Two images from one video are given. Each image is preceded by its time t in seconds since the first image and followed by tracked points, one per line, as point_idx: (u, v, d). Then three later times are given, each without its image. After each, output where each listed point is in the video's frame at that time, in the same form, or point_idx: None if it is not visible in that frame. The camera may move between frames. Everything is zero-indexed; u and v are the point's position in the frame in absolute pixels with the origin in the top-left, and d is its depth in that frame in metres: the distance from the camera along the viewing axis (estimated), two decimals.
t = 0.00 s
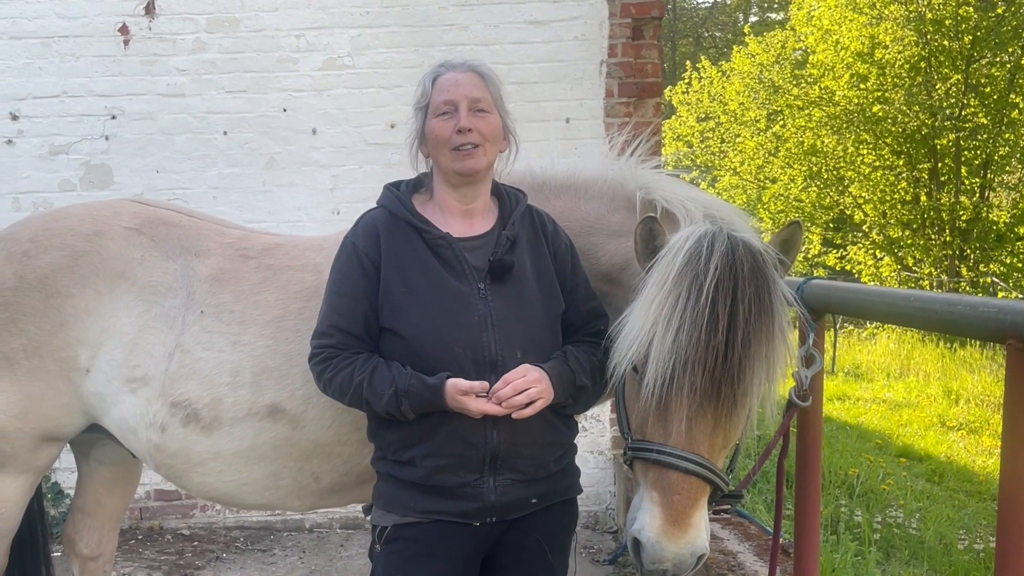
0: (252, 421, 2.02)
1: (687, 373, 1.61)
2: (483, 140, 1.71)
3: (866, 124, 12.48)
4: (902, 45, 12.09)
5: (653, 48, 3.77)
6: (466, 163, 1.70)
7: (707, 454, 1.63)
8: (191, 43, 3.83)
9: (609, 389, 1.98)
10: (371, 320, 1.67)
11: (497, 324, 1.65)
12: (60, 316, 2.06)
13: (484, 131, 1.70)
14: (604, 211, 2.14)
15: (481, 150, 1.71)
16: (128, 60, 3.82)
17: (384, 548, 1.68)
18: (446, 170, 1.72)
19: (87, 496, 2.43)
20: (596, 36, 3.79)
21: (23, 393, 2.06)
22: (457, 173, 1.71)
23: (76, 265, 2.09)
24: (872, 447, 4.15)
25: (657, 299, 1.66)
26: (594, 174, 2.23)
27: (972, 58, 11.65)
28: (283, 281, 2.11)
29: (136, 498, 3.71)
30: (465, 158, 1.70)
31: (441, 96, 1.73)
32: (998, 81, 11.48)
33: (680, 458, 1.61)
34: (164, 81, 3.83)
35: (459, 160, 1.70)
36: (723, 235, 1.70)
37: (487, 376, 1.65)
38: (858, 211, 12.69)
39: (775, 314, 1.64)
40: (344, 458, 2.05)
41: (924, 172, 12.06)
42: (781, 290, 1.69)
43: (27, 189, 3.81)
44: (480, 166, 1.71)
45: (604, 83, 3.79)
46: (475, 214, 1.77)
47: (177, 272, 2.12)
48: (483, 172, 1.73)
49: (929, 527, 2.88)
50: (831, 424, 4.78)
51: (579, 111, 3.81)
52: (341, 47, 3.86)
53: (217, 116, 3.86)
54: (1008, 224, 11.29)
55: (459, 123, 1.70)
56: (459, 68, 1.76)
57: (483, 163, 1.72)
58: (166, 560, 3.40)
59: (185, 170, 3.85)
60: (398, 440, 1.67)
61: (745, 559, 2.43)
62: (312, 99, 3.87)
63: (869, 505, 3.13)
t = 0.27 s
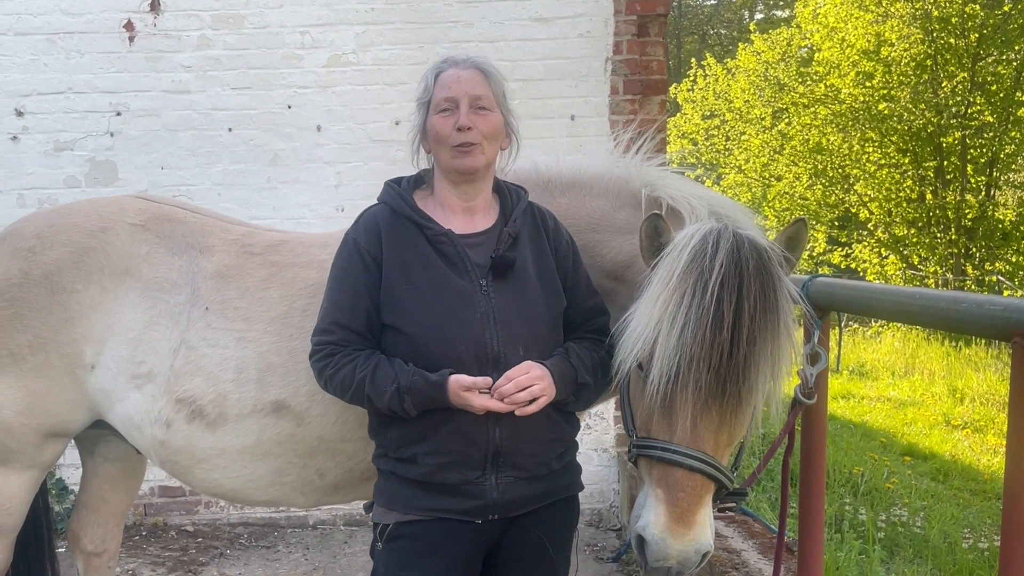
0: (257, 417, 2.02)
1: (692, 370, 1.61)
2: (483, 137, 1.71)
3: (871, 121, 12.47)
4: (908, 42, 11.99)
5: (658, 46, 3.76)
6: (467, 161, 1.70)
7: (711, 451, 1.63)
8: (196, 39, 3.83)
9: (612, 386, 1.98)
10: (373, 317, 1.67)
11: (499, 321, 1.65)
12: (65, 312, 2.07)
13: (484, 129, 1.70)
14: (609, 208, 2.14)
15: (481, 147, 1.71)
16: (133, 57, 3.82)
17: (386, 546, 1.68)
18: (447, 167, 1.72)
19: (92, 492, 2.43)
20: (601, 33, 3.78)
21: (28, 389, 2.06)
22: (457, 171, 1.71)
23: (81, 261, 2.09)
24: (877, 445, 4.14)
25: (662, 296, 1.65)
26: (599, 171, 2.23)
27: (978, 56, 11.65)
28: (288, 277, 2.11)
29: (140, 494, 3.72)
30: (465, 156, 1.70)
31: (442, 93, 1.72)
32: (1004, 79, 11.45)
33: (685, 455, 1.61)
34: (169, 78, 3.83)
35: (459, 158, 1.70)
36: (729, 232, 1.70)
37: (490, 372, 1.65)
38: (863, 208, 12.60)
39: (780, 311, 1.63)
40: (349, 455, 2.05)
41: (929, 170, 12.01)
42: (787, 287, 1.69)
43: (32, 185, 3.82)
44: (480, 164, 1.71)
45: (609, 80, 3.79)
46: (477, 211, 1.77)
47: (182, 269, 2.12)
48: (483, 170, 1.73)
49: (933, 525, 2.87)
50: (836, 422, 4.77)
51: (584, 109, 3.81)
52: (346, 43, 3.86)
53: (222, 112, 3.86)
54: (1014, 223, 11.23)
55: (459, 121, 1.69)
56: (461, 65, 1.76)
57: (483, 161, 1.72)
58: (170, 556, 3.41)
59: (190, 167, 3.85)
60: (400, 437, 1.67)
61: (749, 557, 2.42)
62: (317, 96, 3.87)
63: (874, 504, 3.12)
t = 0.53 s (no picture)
0: (263, 412, 2.02)
1: (697, 368, 1.61)
2: (487, 133, 1.70)
3: (879, 119, 12.49)
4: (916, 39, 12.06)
5: (666, 42, 3.76)
6: (469, 157, 1.70)
7: (716, 450, 1.63)
8: (203, 35, 3.83)
9: (615, 383, 1.97)
10: (374, 313, 1.67)
11: (501, 317, 1.65)
12: (72, 307, 2.07)
13: (487, 125, 1.69)
14: (617, 205, 2.14)
15: (484, 143, 1.71)
16: (140, 52, 3.82)
17: (387, 542, 1.68)
18: (450, 163, 1.72)
19: (98, 487, 2.44)
20: (608, 29, 3.78)
21: (35, 383, 2.07)
22: (460, 166, 1.71)
23: (89, 256, 2.09)
24: (883, 444, 4.14)
25: (668, 294, 1.65)
26: (607, 168, 2.23)
27: (986, 54, 11.55)
28: (295, 273, 2.10)
29: (146, 489, 3.73)
30: (468, 152, 1.70)
31: (446, 88, 1.72)
32: (1012, 77, 11.37)
33: (690, 453, 1.61)
34: (176, 74, 3.83)
35: (462, 153, 1.70)
36: (735, 230, 1.69)
37: (491, 369, 1.65)
38: (870, 207, 12.56)
39: (786, 309, 1.63)
40: (354, 450, 2.04)
41: (937, 168, 12.02)
42: (793, 286, 1.69)
43: (39, 181, 3.82)
44: (483, 160, 1.71)
45: (616, 76, 3.78)
46: (480, 207, 1.77)
47: (189, 264, 2.13)
48: (486, 166, 1.73)
49: (939, 524, 2.86)
50: (842, 420, 4.77)
51: (590, 105, 3.80)
52: (352, 40, 3.86)
53: (229, 108, 3.86)
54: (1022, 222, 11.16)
55: (462, 116, 1.69)
56: (466, 60, 1.75)
57: (486, 157, 1.71)
58: (176, 551, 3.41)
59: (196, 163, 3.86)
60: (401, 434, 1.67)
61: (754, 555, 2.41)
62: (323, 92, 3.87)
63: (879, 502, 3.12)
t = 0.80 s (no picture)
0: (270, 407, 2.02)
1: (704, 366, 1.60)
2: (491, 128, 1.69)
3: (887, 117, 12.48)
4: (926, 37, 12.15)
5: (673, 39, 3.73)
6: (472, 152, 1.68)
7: (722, 448, 1.62)
8: (211, 31, 3.83)
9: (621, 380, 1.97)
10: (377, 309, 1.67)
11: (504, 314, 1.65)
12: (79, 302, 2.08)
13: (491, 120, 1.68)
14: (625, 202, 2.14)
15: (487, 139, 1.69)
16: (148, 48, 3.83)
17: (389, 539, 1.69)
18: (453, 159, 1.71)
19: (104, 481, 2.44)
20: (616, 26, 3.77)
21: (42, 378, 2.08)
22: (464, 162, 1.70)
23: (96, 251, 2.10)
24: (890, 442, 4.13)
25: (675, 291, 1.65)
26: (615, 165, 2.23)
27: (995, 52, 11.63)
28: (302, 268, 2.10)
29: (153, 484, 3.74)
30: (471, 147, 1.68)
31: (450, 83, 1.71)
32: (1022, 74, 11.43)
33: (696, 452, 1.60)
34: (183, 69, 3.84)
35: (465, 149, 1.68)
36: (743, 227, 1.69)
37: (494, 367, 1.65)
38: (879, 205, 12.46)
39: (794, 307, 1.62)
40: (360, 446, 2.04)
41: (946, 166, 11.93)
42: (801, 283, 1.68)
43: (47, 176, 3.83)
44: (487, 155, 1.69)
45: (624, 73, 3.77)
46: (483, 203, 1.76)
47: (197, 259, 2.13)
48: (490, 162, 1.71)
49: (945, 523, 2.85)
50: (849, 419, 4.75)
51: (598, 102, 3.80)
52: (360, 36, 3.85)
53: (236, 104, 3.86)
54: None
55: (466, 111, 1.68)
56: (470, 54, 1.74)
57: (489, 152, 1.70)
58: (182, 546, 3.42)
59: (203, 159, 3.86)
60: (403, 431, 1.67)
61: (759, 553, 2.41)
62: (330, 88, 3.87)
63: (886, 501, 3.11)
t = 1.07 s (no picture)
0: (278, 403, 2.01)
1: (714, 366, 1.60)
2: (499, 127, 1.69)
3: (898, 115, 12.44)
4: (938, 35, 12.09)
5: (684, 36, 3.73)
6: (481, 152, 1.68)
7: (731, 448, 1.62)
8: (221, 26, 3.83)
9: (631, 379, 1.96)
10: (387, 307, 1.67)
11: (514, 313, 1.65)
12: (90, 297, 2.09)
13: (499, 119, 1.67)
14: (635, 201, 2.13)
15: (496, 138, 1.69)
16: (158, 43, 3.83)
17: (398, 537, 1.69)
18: (462, 158, 1.71)
19: (113, 476, 2.45)
20: (626, 22, 3.76)
21: (53, 372, 2.09)
22: (473, 162, 1.69)
23: (107, 246, 2.11)
24: (899, 442, 4.11)
25: (686, 291, 1.64)
26: (626, 163, 2.23)
27: (1007, 50, 11.75)
28: (311, 263, 2.09)
29: (161, 479, 3.75)
30: (480, 147, 1.68)
31: (457, 82, 1.71)
32: None
33: (705, 452, 1.59)
34: (193, 65, 3.84)
35: (473, 149, 1.68)
36: (755, 227, 1.68)
37: (504, 366, 1.64)
38: (889, 203, 12.29)
39: (805, 308, 1.61)
40: (369, 442, 2.02)
41: (957, 165, 11.94)
42: (812, 284, 1.67)
43: (57, 171, 3.85)
44: (496, 154, 1.69)
45: (634, 70, 3.76)
46: (494, 201, 1.76)
47: (207, 255, 2.12)
48: (499, 161, 1.71)
49: (955, 523, 2.84)
50: (857, 418, 4.74)
51: (608, 99, 3.79)
52: (370, 32, 3.85)
53: (245, 100, 3.86)
54: None
55: (473, 111, 1.67)
56: (476, 52, 1.73)
57: (498, 152, 1.69)
58: (189, 541, 3.43)
59: (212, 154, 3.87)
60: (413, 429, 1.67)
61: (768, 552, 2.39)
62: (340, 83, 3.87)
63: (895, 501, 3.10)
